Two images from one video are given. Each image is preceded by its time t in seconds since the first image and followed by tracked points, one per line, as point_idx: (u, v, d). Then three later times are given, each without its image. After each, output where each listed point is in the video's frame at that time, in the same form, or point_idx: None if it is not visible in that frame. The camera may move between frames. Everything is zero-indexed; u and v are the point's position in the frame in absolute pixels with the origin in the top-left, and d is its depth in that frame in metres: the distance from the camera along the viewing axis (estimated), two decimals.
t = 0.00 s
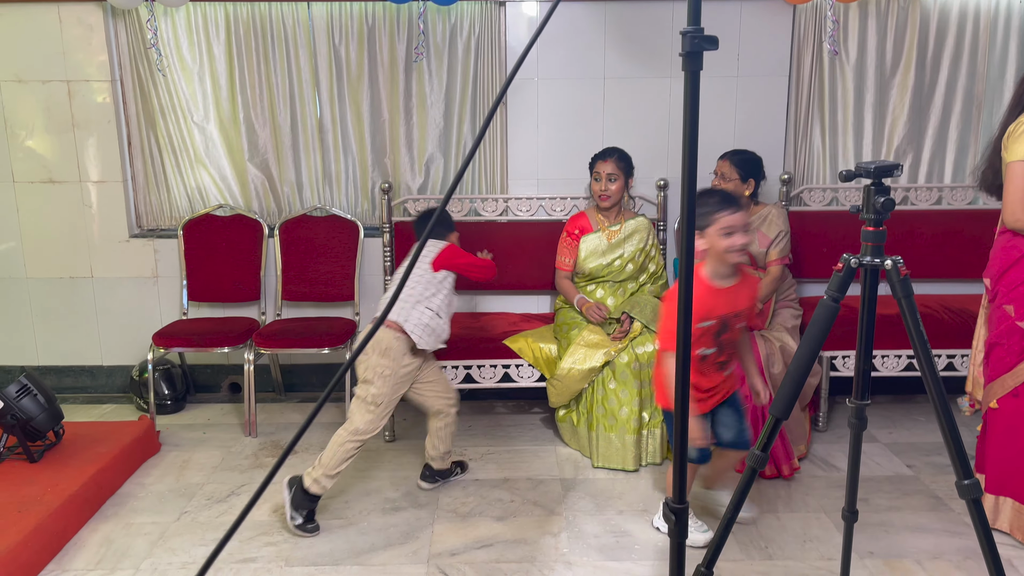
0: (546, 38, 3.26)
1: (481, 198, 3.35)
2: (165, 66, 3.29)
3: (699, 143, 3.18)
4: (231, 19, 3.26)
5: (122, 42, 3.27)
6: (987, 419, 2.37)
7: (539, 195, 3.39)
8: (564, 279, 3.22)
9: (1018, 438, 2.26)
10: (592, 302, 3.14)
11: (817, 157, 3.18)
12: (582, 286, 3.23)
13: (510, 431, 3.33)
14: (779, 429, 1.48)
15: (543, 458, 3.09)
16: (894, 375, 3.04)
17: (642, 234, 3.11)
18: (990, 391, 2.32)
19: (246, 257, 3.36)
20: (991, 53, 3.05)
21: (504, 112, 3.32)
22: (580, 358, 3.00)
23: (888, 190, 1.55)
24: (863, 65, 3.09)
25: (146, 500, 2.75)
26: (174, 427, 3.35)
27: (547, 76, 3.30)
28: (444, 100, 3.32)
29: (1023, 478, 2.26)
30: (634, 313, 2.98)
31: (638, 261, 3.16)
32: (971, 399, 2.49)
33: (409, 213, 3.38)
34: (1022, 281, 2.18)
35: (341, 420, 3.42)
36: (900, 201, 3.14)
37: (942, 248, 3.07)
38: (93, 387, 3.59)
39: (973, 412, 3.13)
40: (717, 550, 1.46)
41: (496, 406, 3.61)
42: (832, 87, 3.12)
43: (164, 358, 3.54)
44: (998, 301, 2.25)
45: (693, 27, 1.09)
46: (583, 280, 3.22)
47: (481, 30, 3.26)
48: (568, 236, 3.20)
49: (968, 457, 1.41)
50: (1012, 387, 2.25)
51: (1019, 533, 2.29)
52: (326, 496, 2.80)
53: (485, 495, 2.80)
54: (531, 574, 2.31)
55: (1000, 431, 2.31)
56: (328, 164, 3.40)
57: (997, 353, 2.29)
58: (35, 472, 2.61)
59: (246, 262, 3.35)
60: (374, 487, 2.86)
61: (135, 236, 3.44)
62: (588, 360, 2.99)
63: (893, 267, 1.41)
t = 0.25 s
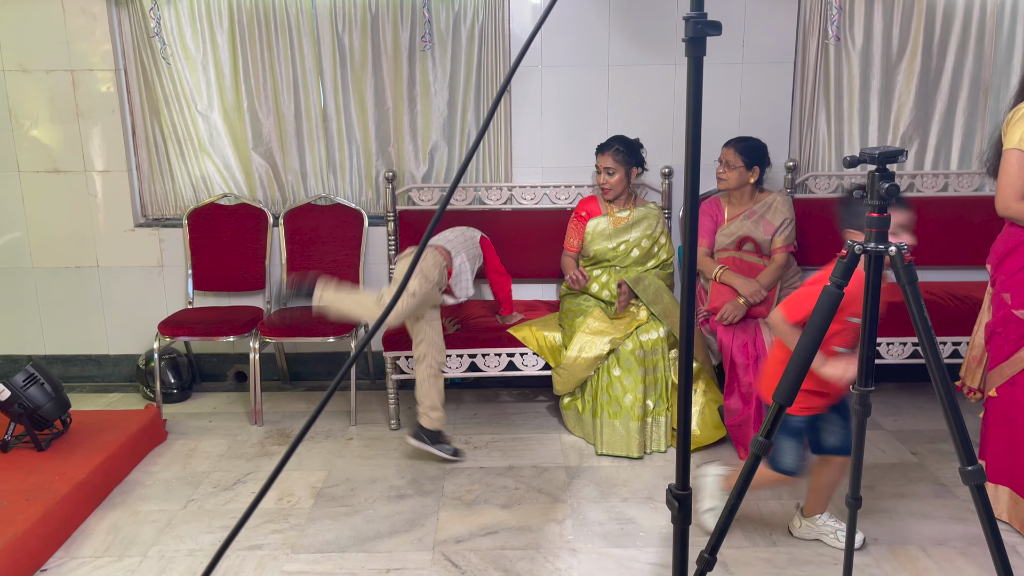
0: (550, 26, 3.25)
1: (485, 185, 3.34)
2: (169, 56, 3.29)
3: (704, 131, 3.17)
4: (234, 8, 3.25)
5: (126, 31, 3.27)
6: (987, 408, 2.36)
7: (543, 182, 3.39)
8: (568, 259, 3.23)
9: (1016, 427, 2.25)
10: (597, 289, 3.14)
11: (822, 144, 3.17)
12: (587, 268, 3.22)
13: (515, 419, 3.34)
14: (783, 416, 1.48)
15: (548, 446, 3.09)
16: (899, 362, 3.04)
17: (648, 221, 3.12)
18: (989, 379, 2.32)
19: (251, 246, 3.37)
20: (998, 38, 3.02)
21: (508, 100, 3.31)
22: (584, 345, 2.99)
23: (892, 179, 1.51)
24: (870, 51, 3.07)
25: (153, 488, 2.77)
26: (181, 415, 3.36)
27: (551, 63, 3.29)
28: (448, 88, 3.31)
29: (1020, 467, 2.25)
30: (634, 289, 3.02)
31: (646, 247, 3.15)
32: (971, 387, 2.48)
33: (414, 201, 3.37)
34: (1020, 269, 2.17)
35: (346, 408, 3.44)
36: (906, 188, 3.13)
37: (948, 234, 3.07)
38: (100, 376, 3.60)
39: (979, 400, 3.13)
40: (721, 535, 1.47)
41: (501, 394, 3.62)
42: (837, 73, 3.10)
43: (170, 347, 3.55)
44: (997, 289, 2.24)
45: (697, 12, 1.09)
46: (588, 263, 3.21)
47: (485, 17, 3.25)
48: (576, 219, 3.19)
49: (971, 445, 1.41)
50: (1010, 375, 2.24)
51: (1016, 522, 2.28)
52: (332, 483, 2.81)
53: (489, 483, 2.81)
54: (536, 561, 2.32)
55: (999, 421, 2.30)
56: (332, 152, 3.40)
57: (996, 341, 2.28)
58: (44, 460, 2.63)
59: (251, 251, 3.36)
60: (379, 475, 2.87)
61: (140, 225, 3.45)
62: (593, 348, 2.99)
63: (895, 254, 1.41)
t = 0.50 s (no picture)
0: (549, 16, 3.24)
1: (484, 176, 3.34)
2: (167, 48, 3.28)
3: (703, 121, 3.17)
4: None
5: (124, 23, 3.26)
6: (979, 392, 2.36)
7: (543, 173, 3.38)
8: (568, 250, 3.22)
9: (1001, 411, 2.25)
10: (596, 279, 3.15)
11: (822, 133, 3.17)
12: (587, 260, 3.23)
13: (515, 409, 3.35)
14: (783, 404, 1.48)
15: (548, 436, 3.10)
16: (899, 351, 3.05)
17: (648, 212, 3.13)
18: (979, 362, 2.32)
19: (251, 238, 3.37)
20: (999, 26, 3.01)
21: (507, 91, 3.30)
22: (586, 334, 2.99)
23: (890, 166, 1.51)
24: (870, 40, 3.06)
25: (155, 479, 2.78)
26: (182, 407, 3.37)
27: (551, 54, 3.28)
28: (447, 79, 3.31)
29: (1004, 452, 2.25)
30: (630, 275, 3.06)
31: (645, 238, 3.17)
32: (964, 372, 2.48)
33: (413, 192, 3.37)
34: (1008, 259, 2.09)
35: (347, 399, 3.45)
36: (905, 177, 3.13)
37: (946, 223, 3.09)
38: (101, 368, 3.61)
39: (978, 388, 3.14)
40: (720, 523, 1.47)
41: (501, 385, 3.63)
42: (837, 62, 3.10)
43: (171, 339, 3.56)
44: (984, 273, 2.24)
45: None
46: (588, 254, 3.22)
47: (484, 8, 3.23)
48: (576, 212, 3.19)
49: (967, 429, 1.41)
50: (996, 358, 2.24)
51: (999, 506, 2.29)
52: (333, 474, 2.82)
53: (490, 473, 2.82)
54: (536, 550, 2.33)
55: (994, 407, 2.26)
56: (332, 144, 3.39)
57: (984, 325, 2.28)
58: (46, 452, 2.64)
59: (252, 244, 3.37)
60: (380, 465, 2.88)
61: (140, 217, 3.45)
62: (593, 336, 2.98)
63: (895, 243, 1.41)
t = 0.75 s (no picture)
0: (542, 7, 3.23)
1: (478, 168, 3.34)
2: (159, 41, 3.27)
3: (697, 112, 3.17)
4: None
5: (115, 15, 3.24)
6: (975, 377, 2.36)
7: (537, 165, 3.38)
8: (562, 246, 3.22)
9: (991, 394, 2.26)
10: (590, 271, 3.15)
11: (815, 124, 3.17)
12: (582, 253, 3.25)
13: (511, 400, 3.36)
14: (775, 394, 1.49)
15: (543, 427, 3.11)
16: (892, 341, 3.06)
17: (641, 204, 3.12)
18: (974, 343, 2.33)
19: (244, 233, 3.36)
20: (991, 15, 3.02)
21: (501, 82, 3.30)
22: (581, 325, 3.01)
23: (882, 156, 1.53)
24: (863, 30, 3.06)
25: (151, 474, 2.78)
26: (177, 401, 3.37)
27: (545, 46, 3.28)
28: (440, 71, 3.30)
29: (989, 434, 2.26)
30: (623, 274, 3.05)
31: (638, 230, 3.18)
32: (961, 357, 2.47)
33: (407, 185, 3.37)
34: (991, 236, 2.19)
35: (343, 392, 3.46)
36: (899, 167, 3.14)
37: (938, 213, 3.10)
38: (96, 362, 3.61)
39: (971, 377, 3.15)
40: (713, 513, 1.47)
41: (496, 376, 3.64)
42: (831, 52, 3.10)
43: (165, 334, 3.56)
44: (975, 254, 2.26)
45: None
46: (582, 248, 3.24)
47: None
48: (569, 205, 3.18)
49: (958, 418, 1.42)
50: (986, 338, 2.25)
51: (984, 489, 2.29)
52: (328, 467, 2.82)
53: (486, 464, 2.83)
54: (532, 541, 2.34)
55: (977, 394, 2.24)
56: (325, 136, 3.39)
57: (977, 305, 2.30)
58: (40, 447, 2.63)
59: (245, 237, 3.36)
60: (376, 458, 2.89)
61: (133, 212, 3.44)
62: (588, 327, 3.00)
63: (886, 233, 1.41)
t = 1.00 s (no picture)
0: None
1: (463, 162, 3.33)
2: (140, 34, 3.24)
3: (681, 104, 3.17)
4: None
5: (95, 9, 3.21)
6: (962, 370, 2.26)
7: (522, 158, 3.38)
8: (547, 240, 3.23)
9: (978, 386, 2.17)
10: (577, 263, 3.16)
11: (799, 115, 3.19)
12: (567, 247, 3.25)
13: (498, 393, 3.36)
14: (756, 382, 1.49)
15: (530, 420, 3.12)
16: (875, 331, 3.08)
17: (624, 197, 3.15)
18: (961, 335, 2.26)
19: (228, 228, 3.35)
20: (971, 7, 3.04)
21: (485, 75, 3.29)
22: (567, 314, 3.00)
23: (859, 146, 1.54)
24: (845, 21, 3.07)
25: (137, 470, 2.77)
26: (163, 398, 3.36)
27: (529, 38, 3.27)
28: (424, 65, 3.29)
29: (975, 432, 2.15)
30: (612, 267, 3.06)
31: (623, 224, 3.19)
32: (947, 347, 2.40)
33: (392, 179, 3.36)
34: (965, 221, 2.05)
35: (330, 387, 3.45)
36: (881, 158, 3.16)
37: (919, 203, 3.12)
38: (80, 360, 3.59)
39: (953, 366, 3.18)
40: (696, 502, 1.48)
41: (483, 370, 3.64)
42: (813, 44, 3.11)
43: (150, 330, 3.54)
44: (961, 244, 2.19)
45: None
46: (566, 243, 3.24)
47: None
48: (554, 199, 3.18)
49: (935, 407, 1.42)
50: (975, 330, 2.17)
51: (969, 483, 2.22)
52: (315, 461, 2.82)
53: (473, 457, 2.83)
54: (519, 532, 2.35)
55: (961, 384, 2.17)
56: (310, 130, 3.37)
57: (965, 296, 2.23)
58: (24, 445, 2.61)
59: (229, 233, 3.34)
60: (363, 452, 2.89)
61: (116, 207, 3.41)
62: (574, 317, 2.99)
63: (863, 221, 1.41)
